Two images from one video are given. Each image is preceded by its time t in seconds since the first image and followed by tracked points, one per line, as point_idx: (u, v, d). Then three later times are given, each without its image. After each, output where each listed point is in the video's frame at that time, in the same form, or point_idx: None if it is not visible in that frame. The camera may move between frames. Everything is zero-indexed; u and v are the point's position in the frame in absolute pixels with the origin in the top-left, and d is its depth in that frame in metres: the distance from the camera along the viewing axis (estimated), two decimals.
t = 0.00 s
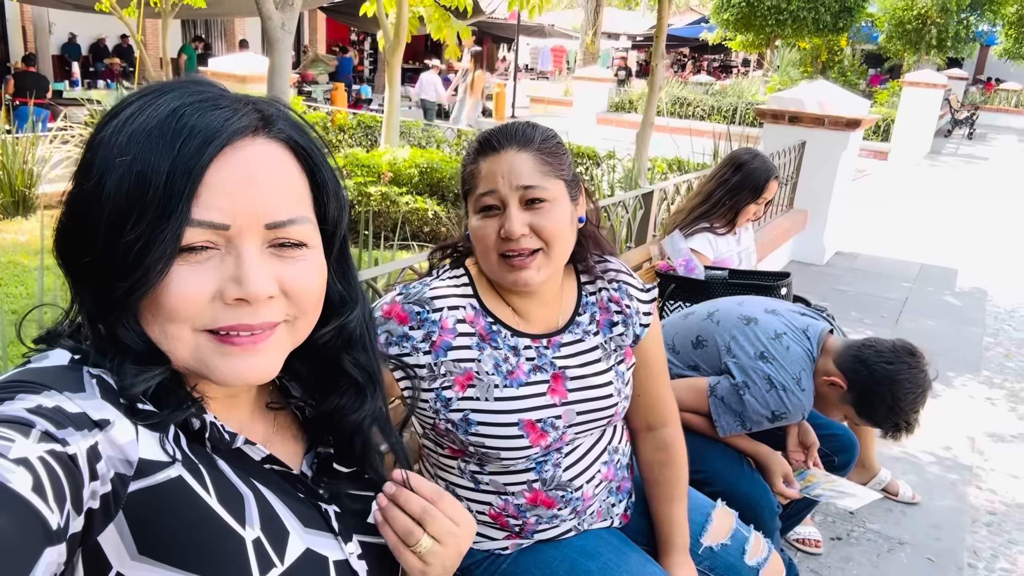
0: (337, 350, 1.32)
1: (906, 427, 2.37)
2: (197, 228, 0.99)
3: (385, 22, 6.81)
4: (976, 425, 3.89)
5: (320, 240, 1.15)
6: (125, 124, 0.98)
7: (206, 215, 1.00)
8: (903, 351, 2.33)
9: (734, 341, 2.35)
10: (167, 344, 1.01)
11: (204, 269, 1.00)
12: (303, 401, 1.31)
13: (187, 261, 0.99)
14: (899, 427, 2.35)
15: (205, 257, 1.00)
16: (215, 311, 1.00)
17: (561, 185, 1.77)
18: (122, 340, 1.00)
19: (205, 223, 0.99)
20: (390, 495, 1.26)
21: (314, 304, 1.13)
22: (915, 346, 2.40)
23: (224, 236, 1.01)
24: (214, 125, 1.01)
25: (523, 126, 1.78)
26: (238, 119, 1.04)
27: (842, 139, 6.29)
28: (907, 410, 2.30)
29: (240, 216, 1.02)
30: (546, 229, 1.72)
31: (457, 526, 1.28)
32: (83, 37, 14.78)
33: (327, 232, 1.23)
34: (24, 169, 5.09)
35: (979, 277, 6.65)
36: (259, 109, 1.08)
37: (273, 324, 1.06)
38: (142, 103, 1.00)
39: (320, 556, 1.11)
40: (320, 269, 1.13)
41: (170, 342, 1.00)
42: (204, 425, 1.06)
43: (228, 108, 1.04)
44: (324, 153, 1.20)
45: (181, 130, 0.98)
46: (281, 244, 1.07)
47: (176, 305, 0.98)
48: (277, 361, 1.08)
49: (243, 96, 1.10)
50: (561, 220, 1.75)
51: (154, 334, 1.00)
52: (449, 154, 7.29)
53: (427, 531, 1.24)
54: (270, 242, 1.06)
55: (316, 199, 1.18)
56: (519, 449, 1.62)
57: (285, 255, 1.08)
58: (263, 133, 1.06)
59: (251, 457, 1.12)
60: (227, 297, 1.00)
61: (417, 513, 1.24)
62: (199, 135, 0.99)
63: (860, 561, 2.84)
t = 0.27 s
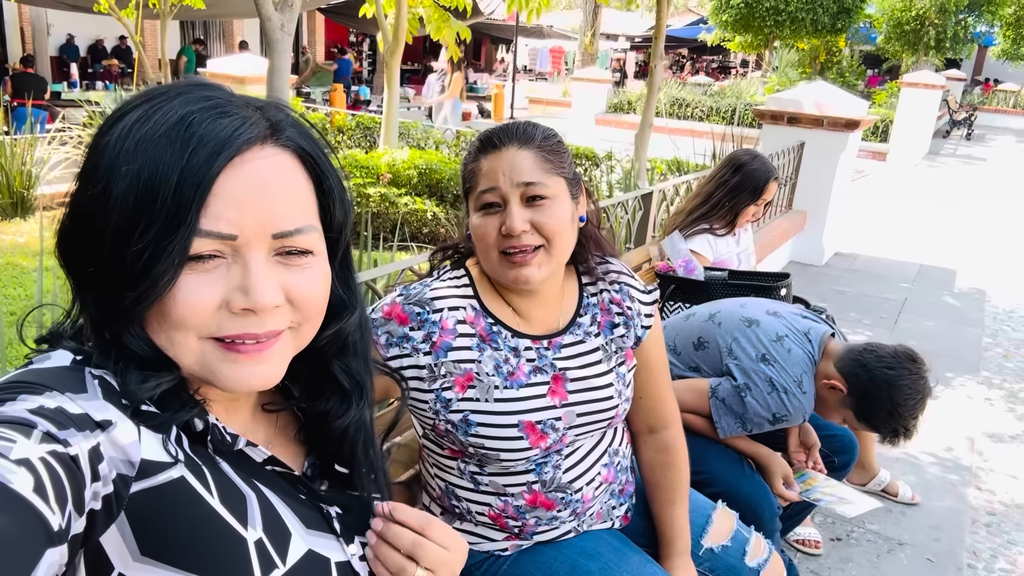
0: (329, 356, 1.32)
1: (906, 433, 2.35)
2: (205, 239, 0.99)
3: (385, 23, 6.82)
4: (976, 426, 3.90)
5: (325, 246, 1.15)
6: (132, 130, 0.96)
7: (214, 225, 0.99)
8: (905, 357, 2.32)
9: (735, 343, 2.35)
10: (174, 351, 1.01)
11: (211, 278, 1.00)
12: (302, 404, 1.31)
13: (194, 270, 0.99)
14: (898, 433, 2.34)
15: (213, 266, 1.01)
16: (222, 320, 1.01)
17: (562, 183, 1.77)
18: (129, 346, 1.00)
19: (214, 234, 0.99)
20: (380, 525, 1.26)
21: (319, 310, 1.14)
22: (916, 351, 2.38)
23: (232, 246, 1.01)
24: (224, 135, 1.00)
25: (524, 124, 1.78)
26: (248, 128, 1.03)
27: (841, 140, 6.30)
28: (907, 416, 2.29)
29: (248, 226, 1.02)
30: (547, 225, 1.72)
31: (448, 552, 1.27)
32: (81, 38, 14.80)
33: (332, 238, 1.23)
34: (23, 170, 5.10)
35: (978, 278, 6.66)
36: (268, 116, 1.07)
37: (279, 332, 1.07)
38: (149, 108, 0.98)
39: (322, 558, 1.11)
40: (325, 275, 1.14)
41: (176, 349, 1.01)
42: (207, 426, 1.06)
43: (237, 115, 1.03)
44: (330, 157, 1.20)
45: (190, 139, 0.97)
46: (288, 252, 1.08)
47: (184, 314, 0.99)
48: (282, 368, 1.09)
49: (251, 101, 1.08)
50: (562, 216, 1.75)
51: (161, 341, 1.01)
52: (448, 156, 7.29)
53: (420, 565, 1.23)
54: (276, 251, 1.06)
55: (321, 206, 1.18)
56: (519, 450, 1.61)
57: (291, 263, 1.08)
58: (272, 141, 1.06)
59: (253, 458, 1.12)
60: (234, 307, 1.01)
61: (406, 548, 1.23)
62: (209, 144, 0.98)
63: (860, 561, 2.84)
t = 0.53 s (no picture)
0: (321, 357, 1.32)
1: (902, 438, 2.35)
2: (206, 239, 0.99)
3: (383, 25, 6.82)
4: (973, 427, 3.90)
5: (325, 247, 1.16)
6: (134, 129, 0.96)
7: (215, 227, 0.99)
8: (902, 361, 2.31)
9: (734, 344, 2.36)
10: (174, 352, 1.01)
11: (211, 279, 1.00)
12: (295, 406, 1.31)
13: (193, 271, 0.99)
14: (895, 438, 2.34)
15: (213, 267, 1.01)
16: (223, 321, 1.01)
17: (561, 186, 1.77)
18: (128, 346, 1.00)
19: (215, 234, 0.99)
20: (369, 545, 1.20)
21: (318, 311, 1.14)
22: (914, 356, 2.38)
23: (233, 247, 1.01)
24: (226, 135, 1.00)
25: (527, 125, 1.79)
26: (249, 129, 1.03)
27: (838, 141, 6.31)
28: (903, 420, 2.29)
29: (250, 227, 1.02)
30: (543, 230, 1.73)
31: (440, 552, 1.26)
32: (78, 40, 14.78)
33: (332, 239, 1.23)
34: (20, 173, 5.09)
35: (975, 279, 6.66)
36: (270, 117, 1.07)
37: (278, 333, 1.07)
38: (151, 107, 0.97)
39: (320, 558, 1.11)
40: (323, 276, 1.14)
41: (176, 350, 1.01)
42: (205, 426, 1.06)
43: (239, 116, 1.03)
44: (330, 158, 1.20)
45: (192, 139, 0.97)
46: (288, 254, 1.08)
47: (185, 314, 0.99)
48: (279, 369, 1.09)
49: (253, 101, 1.08)
50: (558, 222, 1.75)
51: (160, 341, 1.01)
52: (446, 157, 7.29)
53: None
54: (277, 252, 1.06)
55: (322, 207, 1.18)
56: (515, 450, 1.61)
57: (291, 265, 1.08)
58: (274, 142, 1.06)
59: (251, 458, 1.12)
60: (234, 307, 1.01)
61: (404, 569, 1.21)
62: (212, 144, 0.98)
63: (858, 562, 2.84)
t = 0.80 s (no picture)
0: (321, 355, 1.33)
1: (897, 439, 2.36)
2: (208, 238, 0.99)
3: (380, 26, 6.82)
4: (969, 426, 3.91)
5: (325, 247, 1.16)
6: (134, 129, 0.96)
7: (216, 226, 1.00)
8: (896, 363, 2.32)
9: (730, 343, 2.37)
10: (174, 352, 1.02)
11: (213, 279, 1.01)
12: (295, 406, 1.32)
13: (195, 272, 1.00)
14: (889, 438, 2.34)
15: (214, 266, 1.01)
16: (225, 321, 1.01)
17: (562, 183, 1.79)
18: (128, 346, 1.00)
19: (216, 234, 1.00)
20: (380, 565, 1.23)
21: (317, 310, 1.15)
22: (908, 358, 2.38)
23: (233, 246, 1.02)
24: (226, 135, 1.00)
25: (528, 124, 1.81)
26: (249, 129, 1.03)
27: (834, 142, 6.33)
28: (898, 421, 2.29)
29: (251, 227, 1.03)
30: (545, 223, 1.74)
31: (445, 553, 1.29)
32: (74, 41, 14.76)
33: (330, 239, 1.24)
34: (16, 174, 5.09)
35: (971, 279, 6.69)
36: (268, 117, 1.07)
37: (278, 332, 1.08)
38: (151, 107, 0.98)
39: (318, 558, 1.11)
40: (323, 276, 1.15)
41: (177, 350, 1.01)
42: (203, 426, 1.06)
43: (238, 116, 1.03)
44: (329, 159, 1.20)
45: (192, 139, 0.97)
46: (288, 254, 1.08)
47: (185, 314, 0.99)
48: (279, 368, 1.10)
49: (252, 102, 1.08)
50: (560, 216, 1.76)
51: (161, 341, 1.01)
52: (443, 158, 7.30)
53: None
54: (277, 251, 1.07)
55: (320, 206, 1.19)
56: (510, 449, 1.62)
57: (291, 264, 1.09)
58: (274, 142, 1.06)
59: (250, 459, 1.12)
60: (235, 307, 1.01)
61: None
62: (212, 144, 0.98)
63: (854, 561, 2.85)
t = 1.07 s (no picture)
0: (324, 355, 1.31)
1: (896, 444, 2.33)
2: (217, 241, 0.98)
3: (380, 28, 6.82)
4: (970, 428, 3.91)
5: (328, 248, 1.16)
6: (140, 134, 0.94)
7: (226, 229, 0.99)
8: (897, 367, 2.29)
9: (729, 345, 2.37)
10: (181, 354, 1.01)
11: (223, 280, 1.00)
12: (295, 408, 1.30)
13: (205, 274, 0.99)
14: (889, 443, 2.32)
15: (223, 268, 1.00)
16: (236, 323, 1.01)
17: (563, 190, 1.78)
18: (138, 350, 1.00)
19: (226, 236, 0.99)
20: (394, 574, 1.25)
21: (321, 310, 1.14)
22: (909, 362, 2.36)
23: (243, 249, 1.01)
24: (235, 138, 0.99)
25: (530, 128, 1.79)
26: (256, 130, 1.02)
27: (834, 143, 6.33)
28: (898, 425, 2.27)
29: (260, 229, 1.02)
30: (545, 230, 1.74)
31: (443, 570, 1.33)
32: (74, 42, 14.77)
33: (331, 239, 1.24)
34: (16, 175, 5.09)
35: (971, 280, 6.68)
36: (272, 118, 1.06)
37: (284, 334, 1.07)
38: (158, 110, 0.96)
39: (317, 561, 1.11)
40: (327, 276, 1.14)
41: (184, 353, 1.00)
42: (203, 431, 1.05)
43: (245, 118, 1.02)
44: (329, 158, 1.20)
45: (201, 143, 0.96)
46: (294, 255, 1.08)
47: (195, 317, 0.99)
48: (285, 371, 1.09)
49: (255, 102, 1.07)
50: (560, 223, 1.76)
51: (169, 346, 1.00)
52: (443, 159, 7.30)
53: None
54: (284, 252, 1.06)
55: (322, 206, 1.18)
56: (507, 451, 1.62)
57: (297, 265, 1.08)
58: (280, 144, 1.05)
59: (248, 463, 1.11)
60: (246, 309, 1.01)
61: None
62: (221, 148, 0.97)
63: (855, 563, 2.85)
